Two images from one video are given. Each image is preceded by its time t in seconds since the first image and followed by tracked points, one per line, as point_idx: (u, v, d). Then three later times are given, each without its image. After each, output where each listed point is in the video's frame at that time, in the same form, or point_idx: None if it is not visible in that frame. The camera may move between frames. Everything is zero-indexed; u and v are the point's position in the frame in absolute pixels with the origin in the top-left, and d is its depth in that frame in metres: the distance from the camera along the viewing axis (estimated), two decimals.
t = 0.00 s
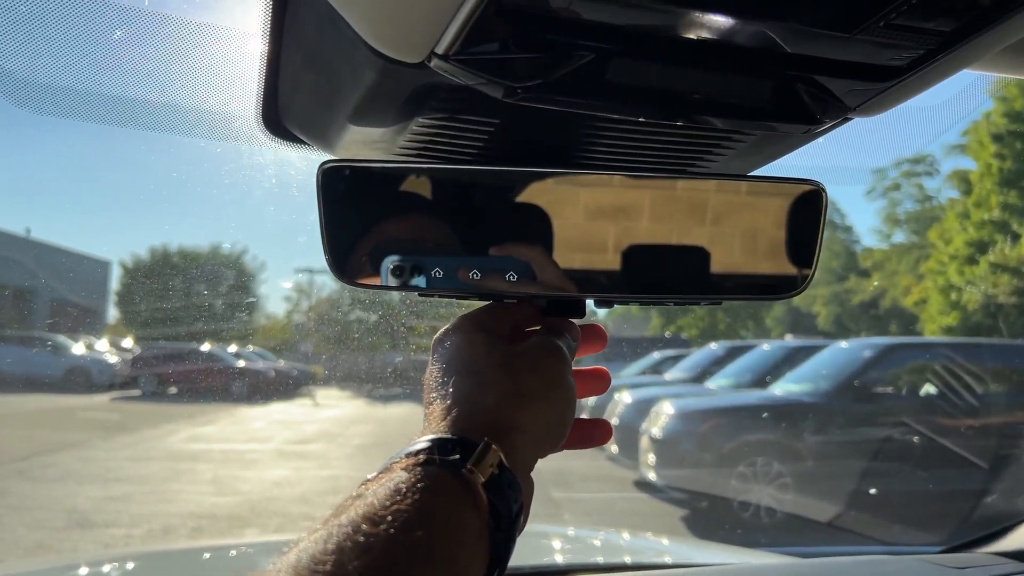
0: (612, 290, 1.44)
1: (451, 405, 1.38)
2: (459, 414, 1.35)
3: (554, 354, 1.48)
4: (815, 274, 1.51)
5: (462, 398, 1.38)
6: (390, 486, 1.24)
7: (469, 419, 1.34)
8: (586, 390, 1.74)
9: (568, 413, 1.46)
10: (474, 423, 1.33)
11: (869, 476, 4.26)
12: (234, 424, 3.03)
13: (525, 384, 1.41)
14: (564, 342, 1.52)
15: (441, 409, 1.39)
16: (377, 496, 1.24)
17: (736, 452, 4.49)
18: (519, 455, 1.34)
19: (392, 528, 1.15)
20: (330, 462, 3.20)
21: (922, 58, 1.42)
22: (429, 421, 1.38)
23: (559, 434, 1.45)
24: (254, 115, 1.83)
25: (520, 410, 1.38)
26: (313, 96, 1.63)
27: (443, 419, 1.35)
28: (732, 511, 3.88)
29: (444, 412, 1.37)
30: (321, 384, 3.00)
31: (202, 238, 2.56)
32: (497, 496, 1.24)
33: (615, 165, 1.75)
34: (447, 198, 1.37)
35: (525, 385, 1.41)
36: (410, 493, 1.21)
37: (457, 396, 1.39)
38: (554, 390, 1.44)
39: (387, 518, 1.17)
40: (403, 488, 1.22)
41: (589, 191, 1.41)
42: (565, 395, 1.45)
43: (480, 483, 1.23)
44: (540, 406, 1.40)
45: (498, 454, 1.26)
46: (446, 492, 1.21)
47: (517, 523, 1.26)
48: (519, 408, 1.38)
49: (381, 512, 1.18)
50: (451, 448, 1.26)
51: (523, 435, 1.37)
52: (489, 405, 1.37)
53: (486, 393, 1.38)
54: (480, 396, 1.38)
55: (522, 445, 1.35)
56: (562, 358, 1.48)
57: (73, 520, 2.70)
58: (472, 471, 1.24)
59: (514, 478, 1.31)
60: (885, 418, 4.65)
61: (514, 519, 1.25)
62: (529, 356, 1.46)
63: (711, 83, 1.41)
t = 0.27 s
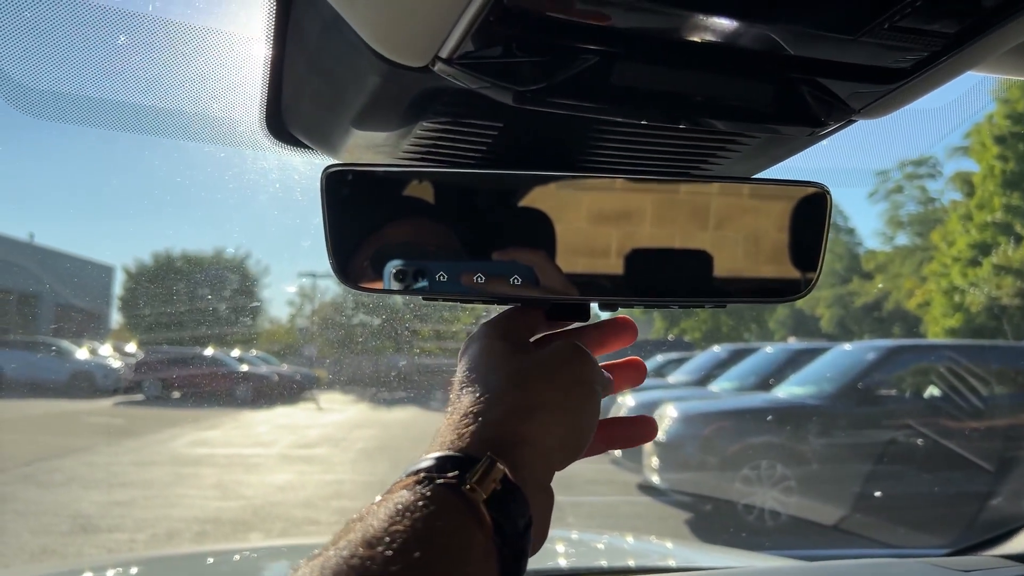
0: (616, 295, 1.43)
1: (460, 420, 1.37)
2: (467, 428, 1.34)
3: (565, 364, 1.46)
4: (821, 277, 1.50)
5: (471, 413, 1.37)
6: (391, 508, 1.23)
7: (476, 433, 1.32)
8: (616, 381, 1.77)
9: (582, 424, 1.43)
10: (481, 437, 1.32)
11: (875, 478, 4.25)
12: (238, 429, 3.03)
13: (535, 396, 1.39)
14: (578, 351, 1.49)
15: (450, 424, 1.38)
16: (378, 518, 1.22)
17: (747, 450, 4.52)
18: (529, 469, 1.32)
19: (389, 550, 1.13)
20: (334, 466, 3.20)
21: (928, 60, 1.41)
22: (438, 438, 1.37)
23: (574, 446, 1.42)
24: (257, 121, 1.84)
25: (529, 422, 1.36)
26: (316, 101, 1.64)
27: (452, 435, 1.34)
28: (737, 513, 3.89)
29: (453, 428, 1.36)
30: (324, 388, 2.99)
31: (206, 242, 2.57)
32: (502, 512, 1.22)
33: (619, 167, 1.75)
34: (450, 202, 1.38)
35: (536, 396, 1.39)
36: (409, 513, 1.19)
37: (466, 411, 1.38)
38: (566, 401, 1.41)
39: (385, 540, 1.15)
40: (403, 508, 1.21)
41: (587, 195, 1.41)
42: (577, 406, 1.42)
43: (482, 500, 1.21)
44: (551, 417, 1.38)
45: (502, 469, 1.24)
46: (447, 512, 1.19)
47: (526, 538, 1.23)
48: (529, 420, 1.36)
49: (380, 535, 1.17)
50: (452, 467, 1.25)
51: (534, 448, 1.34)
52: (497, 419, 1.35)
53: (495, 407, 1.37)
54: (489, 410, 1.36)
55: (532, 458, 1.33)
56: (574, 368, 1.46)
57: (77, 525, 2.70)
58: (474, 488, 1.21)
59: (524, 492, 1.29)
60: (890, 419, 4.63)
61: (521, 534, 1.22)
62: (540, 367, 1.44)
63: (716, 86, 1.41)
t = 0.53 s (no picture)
0: (619, 291, 1.42)
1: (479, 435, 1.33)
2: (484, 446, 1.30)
3: (588, 364, 1.36)
4: (824, 283, 1.49)
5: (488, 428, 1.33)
6: (400, 533, 1.23)
7: (492, 450, 1.29)
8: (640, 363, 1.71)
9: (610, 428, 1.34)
10: (497, 455, 1.28)
11: (879, 479, 4.24)
12: (239, 431, 3.03)
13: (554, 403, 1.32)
14: (603, 347, 1.39)
15: (470, 438, 1.35)
16: (389, 543, 1.23)
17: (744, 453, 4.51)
18: (550, 486, 1.26)
19: None
20: (336, 468, 3.20)
21: (935, 55, 1.42)
22: (459, 454, 1.34)
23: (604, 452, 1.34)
24: (262, 119, 1.84)
25: (547, 434, 1.29)
26: (320, 99, 1.64)
27: (469, 452, 1.31)
28: (740, 514, 3.88)
29: (471, 443, 1.33)
30: (325, 390, 2.99)
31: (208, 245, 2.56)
32: (515, 536, 1.18)
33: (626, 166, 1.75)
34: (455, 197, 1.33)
35: (555, 404, 1.32)
36: (415, 543, 1.19)
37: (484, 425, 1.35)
38: (589, 405, 1.33)
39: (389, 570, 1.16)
40: (411, 535, 1.21)
41: (593, 194, 1.35)
42: (601, 409, 1.33)
43: (492, 525, 1.17)
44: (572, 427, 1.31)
45: (517, 489, 1.19)
46: (453, 540, 1.18)
47: (545, 560, 1.18)
48: (547, 432, 1.30)
49: (385, 564, 1.18)
50: (460, 491, 1.22)
51: (554, 461, 1.28)
52: (513, 434, 1.30)
53: (512, 421, 1.32)
54: (506, 424, 1.32)
55: (553, 473, 1.27)
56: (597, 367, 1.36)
57: (79, 527, 2.69)
58: (482, 513, 1.18)
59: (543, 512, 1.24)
60: (892, 420, 4.63)
61: (540, 556, 1.18)
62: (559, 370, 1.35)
63: (722, 79, 1.41)
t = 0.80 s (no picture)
0: (619, 291, 1.43)
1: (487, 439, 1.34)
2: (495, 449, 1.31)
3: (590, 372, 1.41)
4: (825, 283, 1.50)
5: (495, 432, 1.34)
6: (409, 539, 1.20)
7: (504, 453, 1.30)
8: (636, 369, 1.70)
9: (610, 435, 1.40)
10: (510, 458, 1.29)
11: (881, 478, 4.24)
12: (241, 431, 3.03)
13: (562, 409, 1.36)
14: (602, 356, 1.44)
15: (477, 443, 1.35)
16: (397, 549, 1.20)
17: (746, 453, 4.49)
18: (561, 489, 1.29)
19: None
20: (337, 469, 3.20)
21: (937, 55, 1.41)
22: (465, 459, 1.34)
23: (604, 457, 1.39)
24: (264, 120, 1.83)
25: (557, 438, 1.33)
26: (323, 101, 1.64)
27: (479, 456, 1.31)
28: (741, 513, 3.88)
29: (479, 446, 1.33)
30: (326, 391, 3.00)
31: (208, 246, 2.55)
32: (528, 541, 1.17)
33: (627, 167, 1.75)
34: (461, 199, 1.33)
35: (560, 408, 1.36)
36: (426, 547, 1.17)
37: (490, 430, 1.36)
38: (593, 411, 1.38)
39: None
40: (422, 540, 1.18)
41: (595, 195, 1.35)
42: (603, 415, 1.39)
43: (506, 528, 1.17)
44: (578, 432, 1.35)
45: (528, 495, 1.20)
46: (466, 543, 1.16)
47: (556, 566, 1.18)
48: (555, 436, 1.33)
49: (395, 570, 1.15)
50: (472, 495, 1.21)
51: (562, 463, 1.32)
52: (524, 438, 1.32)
53: (521, 425, 1.34)
54: (515, 428, 1.34)
55: (562, 476, 1.30)
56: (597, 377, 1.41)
57: (80, 528, 2.69)
58: (496, 517, 1.17)
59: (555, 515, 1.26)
60: (892, 420, 4.64)
61: (551, 561, 1.18)
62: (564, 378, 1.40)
63: (726, 79, 1.41)
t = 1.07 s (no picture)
0: (616, 291, 1.43)
1: (487, 439, 1.34)
2: (497, 447, 1.31)
3: (587, 366, 1.42)
4: (824, 282, 1.50)
5: (495, 431, 1.34)
6: (419, 533, 1.19)
7: (506, 451, 1.30)
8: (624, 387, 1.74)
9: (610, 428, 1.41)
10: (513, 454, 1.29)
11: (879, 476, 4.24)
12: (240, 430, 3.03)
13: (561, 404, 1.37)
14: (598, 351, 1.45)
15: (477, 444, 1.35)
16: (406, 544, 1.18)
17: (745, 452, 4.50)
18: (566, 484, 1.30)
19: None
20: (337, 469, 3.21)
21: (933, 55, 1.41)
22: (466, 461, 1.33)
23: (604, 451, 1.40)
24: (259, 121, 1.82)
25: (559, 432, 1.34)
26: (320, 102, 1.64)
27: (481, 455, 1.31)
28: (739, 512, 3.89)
29: (481, 446, 1.33)
30: (325, 391, 3.00)
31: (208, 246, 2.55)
32: (538, 535, 1.18)
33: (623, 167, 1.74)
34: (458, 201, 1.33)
35: (558, 405, 1.36)
36: (438, 540, 1.15)
37: (491, 430, 1.36)
38: (591, 405, 1.39)
39: (412, 568, 1.11)
40: (433, 533, 1.17)
41: (590, 196, 1.34)
42: (602, 408, 1.40)
43: (517, 522, 1.17)
44: (579, 426, 1.36)
45: (536, 489, 1.21)
46: (478, 533, 1.15)
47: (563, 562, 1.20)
48: (557, 430, 1.34)
49: (406, 562, 1.12)
50: (483, 489, 1.21)
51: (565, 459, 1.32)
52: (525, 434, 1.33)
53: (521, 422, 1.35)
54: (515, 426, 1.34)
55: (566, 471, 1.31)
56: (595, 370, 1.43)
57: (80, 529, 2.70)
58: (508, 511, 1.17)
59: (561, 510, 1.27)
60: (891, 418, 4.64)
61: (557, 556, 1.20)
62: (562, 374, 1.41)
63: (722, 81, 1.41)
